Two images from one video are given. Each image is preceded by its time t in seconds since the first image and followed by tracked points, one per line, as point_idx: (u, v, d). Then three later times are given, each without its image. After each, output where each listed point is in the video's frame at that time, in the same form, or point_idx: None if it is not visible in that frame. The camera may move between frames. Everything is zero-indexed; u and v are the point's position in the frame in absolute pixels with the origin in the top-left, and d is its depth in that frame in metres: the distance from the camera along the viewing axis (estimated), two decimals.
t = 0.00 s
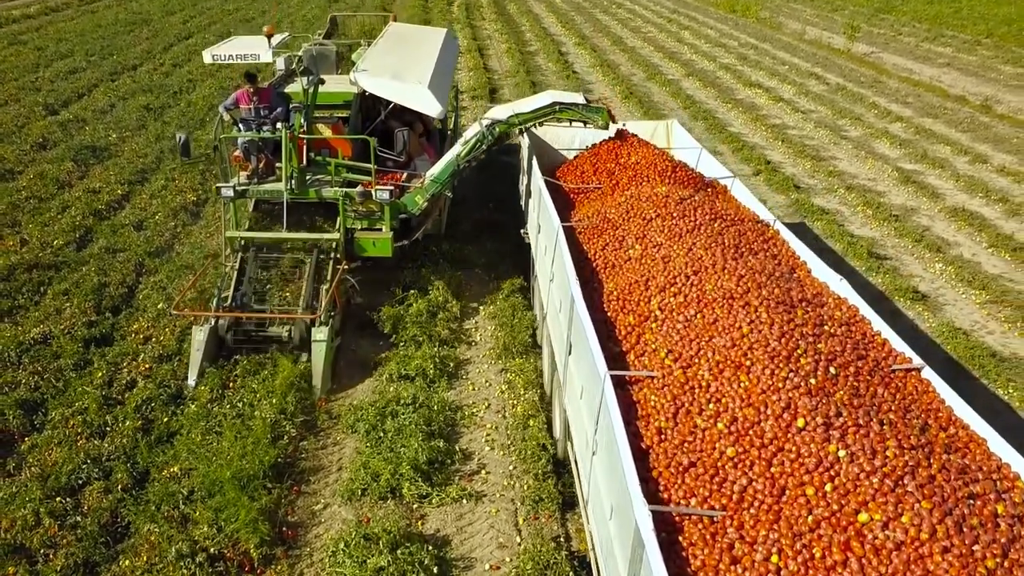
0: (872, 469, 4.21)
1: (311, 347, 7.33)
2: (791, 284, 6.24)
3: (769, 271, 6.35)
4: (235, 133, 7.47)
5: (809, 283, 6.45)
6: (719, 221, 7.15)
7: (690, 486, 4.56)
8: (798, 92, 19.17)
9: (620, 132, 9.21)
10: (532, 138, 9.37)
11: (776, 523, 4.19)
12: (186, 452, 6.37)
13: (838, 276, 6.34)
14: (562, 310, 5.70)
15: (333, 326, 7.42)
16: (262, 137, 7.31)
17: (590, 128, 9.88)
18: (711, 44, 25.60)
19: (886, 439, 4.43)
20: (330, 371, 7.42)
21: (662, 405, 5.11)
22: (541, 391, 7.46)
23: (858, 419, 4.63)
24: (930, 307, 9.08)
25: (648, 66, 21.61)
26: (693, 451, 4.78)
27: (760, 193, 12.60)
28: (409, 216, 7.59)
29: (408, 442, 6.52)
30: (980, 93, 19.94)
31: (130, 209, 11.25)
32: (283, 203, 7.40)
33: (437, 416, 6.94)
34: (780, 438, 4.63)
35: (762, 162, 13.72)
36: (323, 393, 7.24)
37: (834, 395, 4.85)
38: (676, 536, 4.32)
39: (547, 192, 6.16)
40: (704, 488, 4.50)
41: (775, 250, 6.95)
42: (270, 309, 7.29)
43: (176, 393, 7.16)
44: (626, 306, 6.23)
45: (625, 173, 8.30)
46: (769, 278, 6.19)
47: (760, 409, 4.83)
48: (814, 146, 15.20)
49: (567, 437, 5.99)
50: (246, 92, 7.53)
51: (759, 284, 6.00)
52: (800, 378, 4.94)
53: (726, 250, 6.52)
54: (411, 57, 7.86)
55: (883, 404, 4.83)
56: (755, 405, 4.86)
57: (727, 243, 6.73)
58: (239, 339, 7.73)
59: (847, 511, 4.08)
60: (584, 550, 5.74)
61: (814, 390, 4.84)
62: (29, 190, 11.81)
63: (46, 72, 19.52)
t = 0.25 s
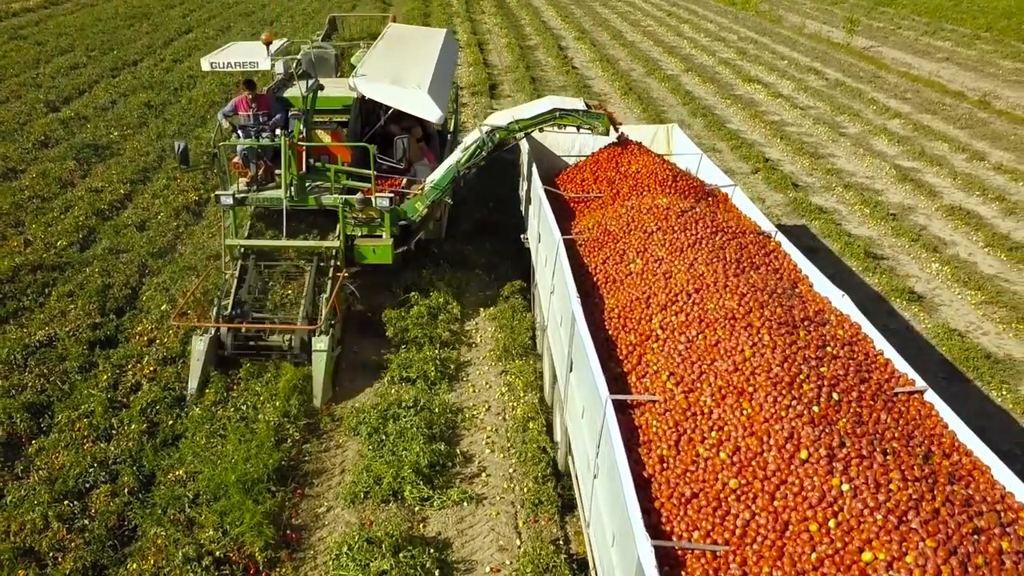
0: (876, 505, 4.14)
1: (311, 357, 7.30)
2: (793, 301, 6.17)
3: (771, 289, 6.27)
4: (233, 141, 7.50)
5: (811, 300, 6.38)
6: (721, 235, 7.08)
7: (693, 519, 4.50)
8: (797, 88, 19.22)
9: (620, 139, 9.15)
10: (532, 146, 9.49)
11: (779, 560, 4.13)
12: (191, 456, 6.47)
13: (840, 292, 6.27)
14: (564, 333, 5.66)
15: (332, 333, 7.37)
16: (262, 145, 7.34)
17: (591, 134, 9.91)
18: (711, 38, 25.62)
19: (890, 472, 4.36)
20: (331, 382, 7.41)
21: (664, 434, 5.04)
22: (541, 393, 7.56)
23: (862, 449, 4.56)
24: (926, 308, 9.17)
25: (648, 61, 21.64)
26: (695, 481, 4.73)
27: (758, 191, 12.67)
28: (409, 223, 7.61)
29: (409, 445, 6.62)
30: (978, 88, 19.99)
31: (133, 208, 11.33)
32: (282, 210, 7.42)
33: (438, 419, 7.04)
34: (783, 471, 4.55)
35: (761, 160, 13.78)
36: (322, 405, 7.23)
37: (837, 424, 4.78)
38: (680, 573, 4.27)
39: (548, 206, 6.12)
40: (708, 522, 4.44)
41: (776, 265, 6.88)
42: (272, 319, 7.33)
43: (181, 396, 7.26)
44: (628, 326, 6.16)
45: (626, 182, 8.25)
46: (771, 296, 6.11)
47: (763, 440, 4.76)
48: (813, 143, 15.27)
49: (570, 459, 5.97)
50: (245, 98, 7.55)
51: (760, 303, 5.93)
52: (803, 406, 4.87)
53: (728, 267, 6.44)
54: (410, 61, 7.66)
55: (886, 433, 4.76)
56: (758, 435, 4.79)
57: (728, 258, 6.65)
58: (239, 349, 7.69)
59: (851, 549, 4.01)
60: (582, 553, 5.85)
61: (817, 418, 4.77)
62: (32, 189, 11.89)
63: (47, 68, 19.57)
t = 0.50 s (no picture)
0: (882, 543, 4.01)
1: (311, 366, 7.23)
2: (798, 320, 6.03)
3: (776, 306, 6.14)
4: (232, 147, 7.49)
5: (816, 318, 6.25)
6: (724, 248, 6.95)
7: (696, 551, 4.37)
8: (796, 83, 19.26)
9: (622, 147, 9.03)
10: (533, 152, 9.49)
11: None
12: (196, 459, 6.56)
13: (844, 308, 6.13)
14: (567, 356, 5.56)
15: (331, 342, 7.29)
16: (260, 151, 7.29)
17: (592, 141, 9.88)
18: (710, 31, 25.63)
19: (896, 505, 4.23)
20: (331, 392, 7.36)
21: (666, 462, 4.91)
22: (541, 395, 7.65)
23: (868, 480, 4.43)
24: (922, 308, 9.26)
25: (647, 56, 21.66)
26: (699, 513, 4.59)
27: (757, 189, 12.74)
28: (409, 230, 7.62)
29: (411, 448, 6.71)
30: (977, 83, 20.04)
31: (135, 208, 11.39)
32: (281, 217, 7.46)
33: (439, 422, 7.13)
34: (787, 503, 4.42)
35: (759, 157, 13.84)
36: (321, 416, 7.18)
37: (842, 453, 4.65)
38: None
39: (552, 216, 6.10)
40: (711, 556, 4.30)
41: (780, 280, 6.74)
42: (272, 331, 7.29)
43: (185, 399, 7.35)
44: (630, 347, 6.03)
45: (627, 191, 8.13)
46: (775, 314, 5.98)
47: (768, 470, 4.62)
48: (811, 139, 15.32)
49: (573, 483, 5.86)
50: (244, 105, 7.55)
51: (764, 322, 5.80)
52: (808, 434, 4.74)
53: (731, 284, 6.31)
54: (410, 66, 7.62)
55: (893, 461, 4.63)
56: (763, 465, 4.65)
57: (732, 273, 6.52)
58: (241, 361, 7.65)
59: None
60: (582, 555, 5.95)
61: (822, 446, 4.65)
62: (34, 188, 11.95)
63: (47, 64, 19.59)
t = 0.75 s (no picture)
0: None
1: (312, 375, 7.24)
2: (803, 340, 5.93)
3: (781, 326, 6.04)
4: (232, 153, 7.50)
5: (821, 338, 6.15)
6: (728, 263, 6.86)
7: None
8: (795, 75, 19.28)
9: (625, 153, 8.92)
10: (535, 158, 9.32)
11: None
12: (202, 461, 6.66)
13: (849, 327, 6.03)
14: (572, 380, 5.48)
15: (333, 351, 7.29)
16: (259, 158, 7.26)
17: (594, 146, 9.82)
18: (710, 21, 25.60)
19: (905, 544, 4.13)
20: (332, 401, 7.32)
21: (671, 493, 4.81)
22: (541, 394, 7.74)
23: (876, 516, 4.33)
24: (919, 306, 9.35)
25: (647, 47, 21.66)
26: (705, 548, 4.48)
27: (755, 185, 12.81)
28: (410, 237, 7.54)
29: (413, 449, 6.81)
30: (976, 74, 20.06)
31: (137, 205, 11.46)
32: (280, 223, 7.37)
33: (440, 423, 7.22)
34: (793, 540, 4.31)
35: (758, 151, 13.89)
36: (324, 427, 7.16)
37: (849, 486, 4.55)
38: None
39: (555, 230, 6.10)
40: None
41: (784, 297, 6.64)
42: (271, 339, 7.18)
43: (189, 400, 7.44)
44: (633, 368, 5.92)
45: (631, 200, 8.02)
46: (780, 335, 5.89)
47: (774, 504, 4.52)
48: (810, 133, 15.37)
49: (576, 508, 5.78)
50: (243, 109, 7.53)
51: (770, 344, 5.69)
52: (815, 467, 4.64)
53: (735, 303, 6.21)
54: (410, 70, 7.66)
55: (899, 493, 4.55)
56: (768, 499, 4.55)
57: (736, 291, 6.42)
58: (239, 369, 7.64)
59: None
60: (581, 556, 6.05)
61: (829, 480, 4.55)
62: (36, 185, 12.02)
63: (47, 56, 19.60)
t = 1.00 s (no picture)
0: None
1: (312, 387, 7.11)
2: (810, 360, 5.81)
3: (787, 345, 5.92)
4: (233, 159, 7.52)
5: (828, 356, 6.02)
6: (733, 277, 6.74)
7: None
8: (796, 69, 19.30)
9: (628, 160, 8.80)
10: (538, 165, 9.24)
11: None
12: (208, 465, 6.75)
13: (857, 345, 5.90)
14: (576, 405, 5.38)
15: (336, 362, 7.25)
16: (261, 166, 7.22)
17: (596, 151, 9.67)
18: (710, 14, 25.59)
19: None
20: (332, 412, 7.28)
21: (676, 525, 4.72)
22: (543, 397, 7.82)
23: (883, 552, 4.24)
24: (917, 307, 9.42)
25: (647, 41, 21.66)
26: None
27: (755, 182, 12.86)
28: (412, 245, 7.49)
29: (416, 453, 6.89)
30: (977, 68, 20.08)
31: (139, 204, 11.52)
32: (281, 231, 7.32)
33: (443, 426, 7.31)
34: None
35: (758, 149, 13.93)
36: (323, 435, 7.12)
37: (857, 519, 4.44)
38: None
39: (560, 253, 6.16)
40: None
41: (790, 312, 6.51)
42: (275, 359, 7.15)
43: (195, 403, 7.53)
44: (638, 390, 5.82)
45: (634, 211, 7.93)
46: (786, 354, 5.78)
47: (780, 539, 4.42)
48: (810, 129, 15.41)
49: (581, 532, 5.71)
50: (243, 117, 7.51)
51: (775, 365, 5.58)
52: (822, 498, 4.53)
53: (741, 320, 6.09)
54: (411, 75, 7.63)
55: (908, 524, 4.45)
56: (775, 533, 4.46)
57: (742, 307, 6.29)
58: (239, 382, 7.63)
59: None
60: (583, 560, 6.14)
61: (836, 513, 4.45)
62: (39, 184, 12.07)
63: (48, 50, 19.61)
